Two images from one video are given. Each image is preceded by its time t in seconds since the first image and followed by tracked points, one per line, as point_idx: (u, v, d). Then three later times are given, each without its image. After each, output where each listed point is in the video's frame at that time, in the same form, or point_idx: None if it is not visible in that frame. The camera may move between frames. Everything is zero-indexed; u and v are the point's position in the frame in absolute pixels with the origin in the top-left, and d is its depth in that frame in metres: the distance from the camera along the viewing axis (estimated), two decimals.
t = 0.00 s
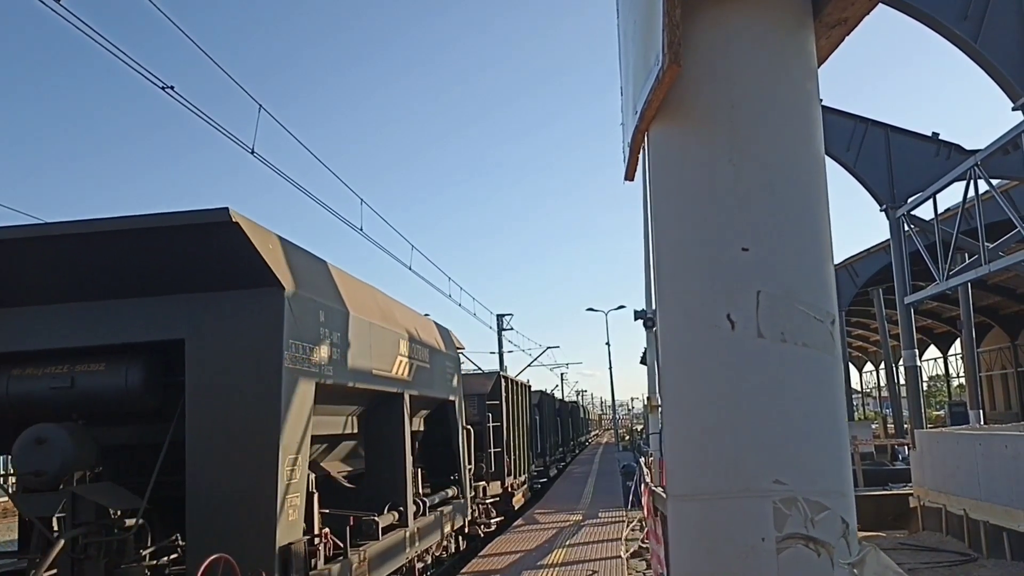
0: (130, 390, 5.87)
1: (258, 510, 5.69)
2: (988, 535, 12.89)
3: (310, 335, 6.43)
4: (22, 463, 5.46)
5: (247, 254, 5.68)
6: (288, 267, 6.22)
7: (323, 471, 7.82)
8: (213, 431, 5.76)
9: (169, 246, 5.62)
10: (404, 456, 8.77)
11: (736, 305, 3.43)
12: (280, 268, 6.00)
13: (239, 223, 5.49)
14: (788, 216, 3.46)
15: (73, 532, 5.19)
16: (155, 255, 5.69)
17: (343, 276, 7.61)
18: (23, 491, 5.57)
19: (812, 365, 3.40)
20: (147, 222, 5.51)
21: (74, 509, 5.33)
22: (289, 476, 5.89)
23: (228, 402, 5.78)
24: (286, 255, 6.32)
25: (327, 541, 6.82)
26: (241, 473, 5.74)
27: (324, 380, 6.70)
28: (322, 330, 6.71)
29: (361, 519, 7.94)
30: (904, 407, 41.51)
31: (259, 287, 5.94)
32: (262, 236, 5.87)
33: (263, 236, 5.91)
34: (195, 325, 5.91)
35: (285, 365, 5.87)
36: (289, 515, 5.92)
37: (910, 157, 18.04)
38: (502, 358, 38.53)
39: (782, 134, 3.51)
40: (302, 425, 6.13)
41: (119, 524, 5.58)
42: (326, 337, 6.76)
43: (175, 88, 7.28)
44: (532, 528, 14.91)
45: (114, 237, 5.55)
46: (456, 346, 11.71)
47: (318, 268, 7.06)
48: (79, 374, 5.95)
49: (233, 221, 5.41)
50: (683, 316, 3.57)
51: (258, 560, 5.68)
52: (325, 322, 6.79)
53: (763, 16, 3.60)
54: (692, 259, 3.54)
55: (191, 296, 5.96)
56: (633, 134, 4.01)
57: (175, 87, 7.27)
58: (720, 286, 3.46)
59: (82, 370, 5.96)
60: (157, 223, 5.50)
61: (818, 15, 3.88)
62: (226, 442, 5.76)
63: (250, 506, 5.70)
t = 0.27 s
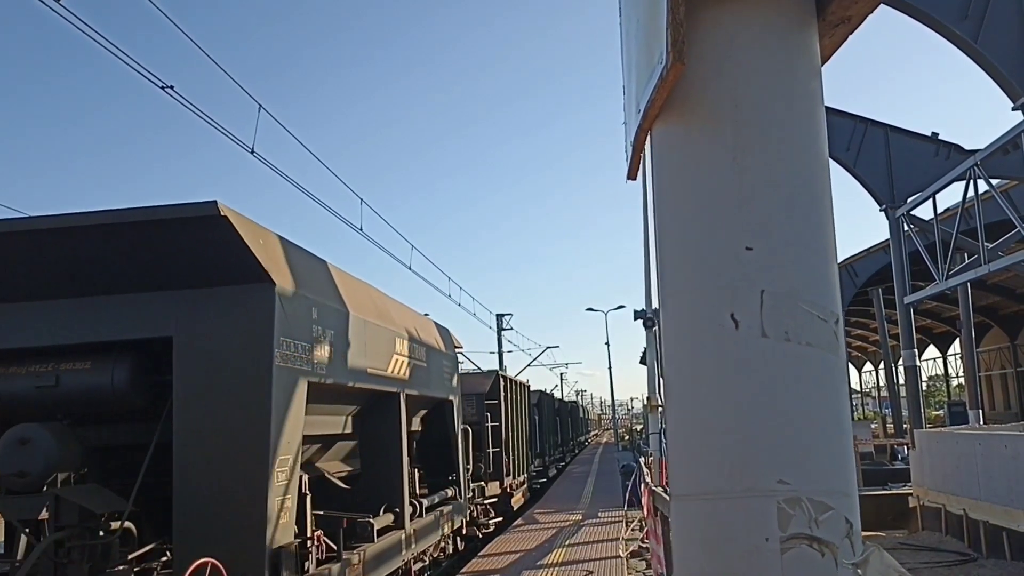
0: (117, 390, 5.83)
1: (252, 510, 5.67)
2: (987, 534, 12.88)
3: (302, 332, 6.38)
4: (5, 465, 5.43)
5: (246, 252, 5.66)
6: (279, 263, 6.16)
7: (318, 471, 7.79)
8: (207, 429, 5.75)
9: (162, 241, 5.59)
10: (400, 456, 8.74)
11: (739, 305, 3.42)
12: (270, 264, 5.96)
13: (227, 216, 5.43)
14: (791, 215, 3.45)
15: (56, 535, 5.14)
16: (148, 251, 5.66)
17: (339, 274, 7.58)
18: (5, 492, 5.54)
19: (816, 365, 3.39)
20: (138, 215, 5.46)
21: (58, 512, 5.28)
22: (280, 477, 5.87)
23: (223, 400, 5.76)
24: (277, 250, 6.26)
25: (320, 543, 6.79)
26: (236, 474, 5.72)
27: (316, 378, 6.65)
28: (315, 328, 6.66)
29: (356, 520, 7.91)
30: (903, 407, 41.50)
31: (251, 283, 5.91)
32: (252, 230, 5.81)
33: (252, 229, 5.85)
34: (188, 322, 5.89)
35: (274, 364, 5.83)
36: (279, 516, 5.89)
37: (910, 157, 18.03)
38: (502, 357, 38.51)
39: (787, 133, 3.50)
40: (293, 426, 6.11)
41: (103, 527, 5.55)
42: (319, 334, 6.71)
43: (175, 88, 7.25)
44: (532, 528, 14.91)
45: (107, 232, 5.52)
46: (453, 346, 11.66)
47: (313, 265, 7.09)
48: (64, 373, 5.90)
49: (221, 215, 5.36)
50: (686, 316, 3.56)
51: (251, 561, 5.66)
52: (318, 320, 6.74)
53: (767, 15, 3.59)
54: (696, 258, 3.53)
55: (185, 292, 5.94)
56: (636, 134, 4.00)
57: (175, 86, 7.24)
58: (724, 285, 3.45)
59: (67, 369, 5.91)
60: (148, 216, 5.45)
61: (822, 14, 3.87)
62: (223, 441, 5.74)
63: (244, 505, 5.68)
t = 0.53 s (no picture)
0: (101, 387, 5.85)
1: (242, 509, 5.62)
2: (987, 534, 12.88)
3: (294, 329, 6.33)
4: None
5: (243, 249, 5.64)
6: (270, 259, 6.13)
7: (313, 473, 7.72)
8: (200, 425, 5.72)
9: (157, 235, 5.58)
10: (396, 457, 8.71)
11: (743, 304, 3.42)
12: (260, 259, 5.93)
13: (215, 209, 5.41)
14: (795, 214, 3.44)
15: (35, 540, 5.12)
16: (142, 245, 5.65)
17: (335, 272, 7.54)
18: None
19: (820, 364, 3.38)
20: (131, 209, 5.44)
21: (40, 514, 5.27)
22: (270, 479, 5.82)
23: (217, 397, 5.73)
24: (268, 246, 6.22)
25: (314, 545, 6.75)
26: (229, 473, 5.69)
27: (309, 377, 6.59)
28: (308, 326, 6.59)
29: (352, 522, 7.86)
30: (903, 407, 41.51)
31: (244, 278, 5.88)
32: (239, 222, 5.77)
33: (241, 223, 5.82)
34: (183, 318, 5.87)
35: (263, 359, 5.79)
36: (270, 519, 5.84)
37: (909, 157, 18.03)
38: (502, 357, 38.52)
39: (790, 132, 3.49)
40: (283, 427, 6.06)
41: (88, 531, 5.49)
42: (312, 332, 6.64)
43: (175, 88, 7.24)
44: (532, 527, 14.91)
45: (101, 226, 5.51)
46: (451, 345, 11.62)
47: (309, 262, 7.05)
48: (48, 371, 5.92)
49: (208, 207, 5.33)
50: (690, 316, 3.56)
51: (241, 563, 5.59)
52: (311, 317, 6.68)
53: (771, 14, 3.58)
54: (700, 258, 3.52)
55: (180, 288, 5.92)
56: (639, 133, 3.99)
57: (174, 87, 7.23)
58: (728, 284, 3.44)
59: (52, 367, 5.93)
60: (143, 209, 5.43)
61: (825, 12, 3.86)
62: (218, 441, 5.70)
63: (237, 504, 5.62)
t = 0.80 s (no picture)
0: (85, 386, 5.76)
1: (233, 512, 5.49)
2: (987, 534, 12.88)
3: (286, 328, 6.21)
4: None
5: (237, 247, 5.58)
6: (261, 255, 6.03)
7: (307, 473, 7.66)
8: (188, 425, 5.57)
9: (146, 229, 5.46)
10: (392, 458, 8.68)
11: (745, 303, 3.41)
12: (250, 254, 5.82)
13: (202, 202, 5.31)
14: (797, 213, 3.44)
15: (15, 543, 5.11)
16: (130, 239, 5.52)
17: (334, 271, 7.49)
18: None
19: (821, 363, 3.38)
20: (119, 202, 5.32)
21: (20, 518, 5.27)
22: (259, 480, 5.69)
23: (205, 395, 5.58)
24: (260, 241, 6.12)
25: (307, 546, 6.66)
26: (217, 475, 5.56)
27: (302, 376, 6.46)
28: (300, 323, 6.46)
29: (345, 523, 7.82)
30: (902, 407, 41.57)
31: (234, 273, 5.75)
32: (229, 218, 5.67)
33: (230, 217, 5.73)
34: (171, 314, 5.74)
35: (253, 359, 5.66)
36: (258, 522, 5.70)
37: (909, 156, 18.04)
38: (501, 357, 38.58)
39: (792, 131, 3.49)
40: (273, 428, 5.93)
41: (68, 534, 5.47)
42: (305, 330, 6.52)
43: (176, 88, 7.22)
44: (531, 527, 14.92)
45: (88, 221, 5.39)
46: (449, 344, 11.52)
47: (310, 261, 7.09)
48: (31, 369, 5.87)
49: (195, 200, 5.23)
50: (691, 314, 3.55)
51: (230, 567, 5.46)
52: (304, 314, 6.55)
53: (772, 13, 3.58)
54: (701, 257, 3.52)
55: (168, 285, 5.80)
56: (641, 132, 3.99)
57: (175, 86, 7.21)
58: (730, 284, 3.44)
59: (35, 365, 5.87)
60: (130, 203, 5.30)
61: (828, 12, 3.86)
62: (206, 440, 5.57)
63: (227, 506, 5.49)
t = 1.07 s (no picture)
0: (69, 385, 5.70)
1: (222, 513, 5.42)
2: (987, 534, 12.90)
3: (276, 324, 6.12)
4: None
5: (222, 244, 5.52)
6: (252, 250, 5.95)
7: (300, 475, 7.77)
8: (176, 423, 5.50)
9: (133, 223, 5.41)
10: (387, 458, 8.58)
11: (747, 302, 3.41)
12: (239, 248, 5.74)
13: (189, 193, 5.28)
14: (800, 213, 3.43)
15: None
16: (117, 234, 5.47)
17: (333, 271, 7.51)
18: None
19: (823, 362, 3.38)
20: (105, 193, 5.26)
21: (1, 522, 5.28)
22: (247, 482, 5.63)
23: (194, 393, 5.52)
24: (251, 236, 6.05)
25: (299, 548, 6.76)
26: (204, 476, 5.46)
27: (292, 374, 6.36)
28: (291, 319, 6.36)
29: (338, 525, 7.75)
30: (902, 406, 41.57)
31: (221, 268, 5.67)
32: (217, 210, 5.64)
33: (219, 210, 5.68)
34: (158, 310, 5.67)
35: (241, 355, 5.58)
36: (246, 524, 5.64)
37: (909, 157, 18.04)
38: (501, 357, 38.63)
39: (794, 129, 3.49)
40: (262, 429, 5.87)
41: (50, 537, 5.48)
42: (297, 327, 6.42)
43: (175, 87, 7.18)
44: (531, 526, 14.92)
45: (75, 214, 5.34)
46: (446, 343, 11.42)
47: (313, 263, 7.15)
48: (13, 368, 5.82)
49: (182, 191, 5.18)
50: (694, 314, 3.55)
51: (218, 569, 5.39)
52: (296, 310, 6.45)
53: (774, 11, 3.58)
54: (703, 256, 3.52)
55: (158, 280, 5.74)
56: (642, 131, 3.98)
57: (174, 85, 7.17)
58: (731, 283, 3.44)
59: (17, 364, 5.83)
60: (117, 196, 5.25)
61: (829, 11, 3.86)
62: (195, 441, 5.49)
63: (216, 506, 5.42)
